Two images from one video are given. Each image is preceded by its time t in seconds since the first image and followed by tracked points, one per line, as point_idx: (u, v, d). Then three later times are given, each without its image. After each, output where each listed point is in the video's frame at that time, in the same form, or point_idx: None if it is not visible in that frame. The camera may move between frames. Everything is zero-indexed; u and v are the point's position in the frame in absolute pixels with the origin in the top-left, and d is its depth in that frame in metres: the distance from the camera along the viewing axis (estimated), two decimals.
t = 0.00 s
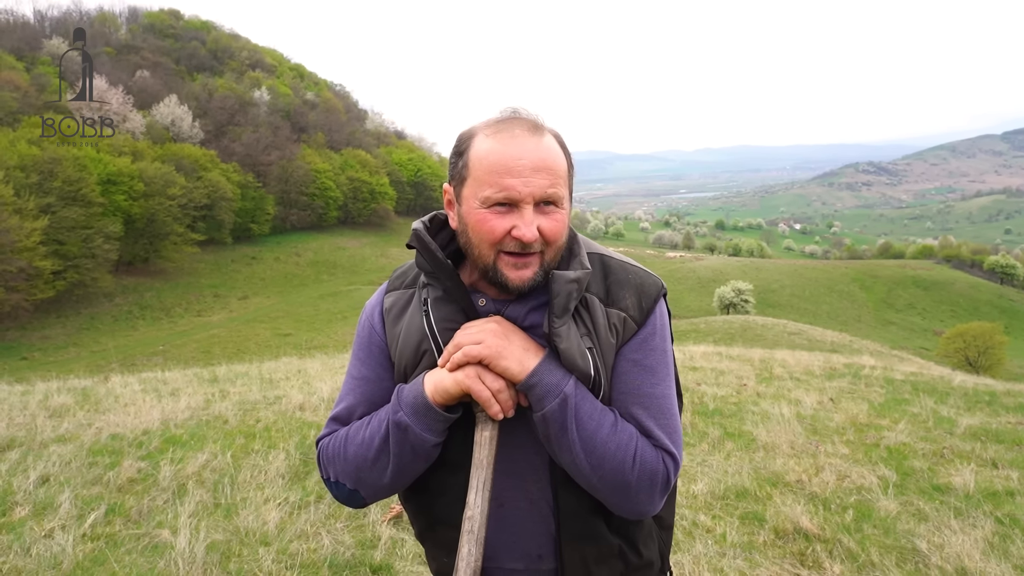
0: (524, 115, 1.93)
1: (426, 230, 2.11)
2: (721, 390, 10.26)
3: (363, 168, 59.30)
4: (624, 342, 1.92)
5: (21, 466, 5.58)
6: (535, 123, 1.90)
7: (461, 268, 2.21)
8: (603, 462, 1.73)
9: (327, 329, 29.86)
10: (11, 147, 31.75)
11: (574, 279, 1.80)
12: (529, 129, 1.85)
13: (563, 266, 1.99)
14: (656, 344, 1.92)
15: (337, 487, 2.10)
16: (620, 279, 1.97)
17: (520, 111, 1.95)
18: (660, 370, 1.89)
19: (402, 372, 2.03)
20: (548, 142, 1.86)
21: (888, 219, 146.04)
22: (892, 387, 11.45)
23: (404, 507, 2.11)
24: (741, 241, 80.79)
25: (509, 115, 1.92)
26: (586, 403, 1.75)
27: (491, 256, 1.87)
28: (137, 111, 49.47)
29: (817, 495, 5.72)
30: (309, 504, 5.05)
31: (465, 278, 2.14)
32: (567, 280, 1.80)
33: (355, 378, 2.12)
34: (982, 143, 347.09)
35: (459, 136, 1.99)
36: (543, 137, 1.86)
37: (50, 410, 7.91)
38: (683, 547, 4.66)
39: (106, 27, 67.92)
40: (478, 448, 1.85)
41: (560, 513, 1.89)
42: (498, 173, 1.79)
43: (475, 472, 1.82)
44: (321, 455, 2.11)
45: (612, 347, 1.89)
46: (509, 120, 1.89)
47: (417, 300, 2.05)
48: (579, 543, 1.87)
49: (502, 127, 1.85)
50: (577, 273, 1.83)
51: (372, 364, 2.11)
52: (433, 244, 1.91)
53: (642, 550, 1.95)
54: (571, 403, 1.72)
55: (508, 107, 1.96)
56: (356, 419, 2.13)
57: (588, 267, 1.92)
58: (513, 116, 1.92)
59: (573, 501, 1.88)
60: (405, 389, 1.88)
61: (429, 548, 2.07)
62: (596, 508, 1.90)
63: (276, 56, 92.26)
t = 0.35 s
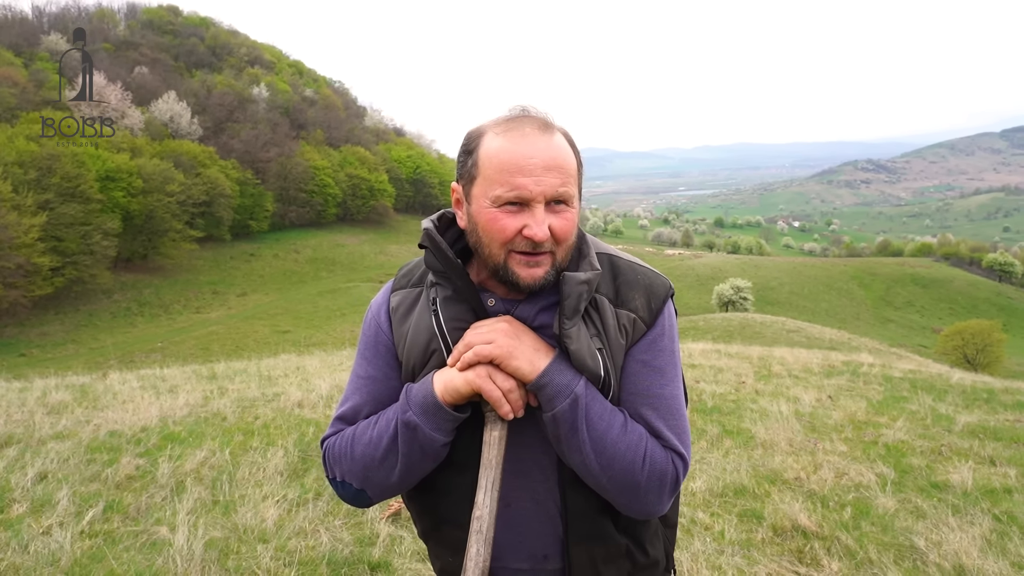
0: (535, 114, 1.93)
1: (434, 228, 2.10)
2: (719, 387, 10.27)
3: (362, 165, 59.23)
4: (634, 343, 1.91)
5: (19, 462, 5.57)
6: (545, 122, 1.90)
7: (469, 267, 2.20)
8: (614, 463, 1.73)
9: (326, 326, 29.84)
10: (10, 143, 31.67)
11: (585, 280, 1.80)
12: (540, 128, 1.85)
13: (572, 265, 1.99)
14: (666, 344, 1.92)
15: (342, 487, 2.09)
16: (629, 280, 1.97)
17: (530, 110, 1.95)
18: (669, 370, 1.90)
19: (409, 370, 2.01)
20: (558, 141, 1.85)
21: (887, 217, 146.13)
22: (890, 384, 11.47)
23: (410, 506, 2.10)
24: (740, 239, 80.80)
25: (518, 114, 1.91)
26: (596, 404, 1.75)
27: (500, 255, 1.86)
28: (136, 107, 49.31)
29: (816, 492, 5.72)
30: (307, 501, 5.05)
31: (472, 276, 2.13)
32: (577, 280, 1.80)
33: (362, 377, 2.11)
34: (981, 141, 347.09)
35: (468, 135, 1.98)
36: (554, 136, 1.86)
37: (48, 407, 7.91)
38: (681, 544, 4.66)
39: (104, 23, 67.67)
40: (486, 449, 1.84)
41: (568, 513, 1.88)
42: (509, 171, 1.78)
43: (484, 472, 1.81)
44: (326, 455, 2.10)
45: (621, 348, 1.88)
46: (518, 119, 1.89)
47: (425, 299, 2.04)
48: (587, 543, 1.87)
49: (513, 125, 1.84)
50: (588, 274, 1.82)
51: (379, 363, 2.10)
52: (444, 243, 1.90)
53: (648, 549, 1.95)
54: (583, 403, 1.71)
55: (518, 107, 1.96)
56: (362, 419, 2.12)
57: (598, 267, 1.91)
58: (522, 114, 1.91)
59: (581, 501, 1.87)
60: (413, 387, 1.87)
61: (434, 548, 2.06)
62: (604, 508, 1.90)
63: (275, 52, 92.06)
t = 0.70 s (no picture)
0: (544, 122, 1.90)
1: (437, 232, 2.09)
2: (716, 387, 10.30)
3: (359, 165, 59.19)
4: (636, 345, 1.93)
5: (14, 463, 5.56)
6: (553, 131, 1.88)
7: (472, 267, 2.19)
8: (619, 464, 1.76)
9: (323, 326, 29.81)
10: (6, 142, 31.55)
11: (591, 285, 1.81)
12: (549, 139, 1.83)
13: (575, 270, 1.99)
14: (668, 344, 1.94)
15: (347, 490, 2.10)
16: (632, 281, 1.96)
17: (539, 116, 1.92)
18: (671, 369, 1.92)
19: (414, 374, 2.02)
20: (567, 153, 1.84)
21: (883, 218, 146.61)
22: (887, 384, 11.52)
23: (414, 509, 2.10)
24: (737, 240, 81.05)
25: (527, 121, 1.89)
26: (601, 407, 1.77)
27: (508, 264, 1.86)
28: (132, 107, 49.21)
29: (812, 492, 5.74)
30: (305, 501, 5.05)
31: (475, 277, 2.13)
32: (584, 286, 1.79)
33: (364, 380, 2.11)
34: (977, 142, 348.57)
35: (476, 139, 1.95)
36: (563, 147, 1.84)
37: (44, 407, 7.88)
38: (677, 544, 4.67)
39: (101, 22, 67.53)
40: (492, 450, 1.85)
41: (575, 512, 1.89)
42: (519, 185, 1.78)
43: (490, 473, 1.81)
44: (331, 458, 2.10)
45: (625, 349, 1.90)
46: (527, 128, 1.87)
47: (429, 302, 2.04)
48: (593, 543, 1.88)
49: (523, 136, 1.82)
50: (593, 278, 1.83)
51: (382, 367, 2.09)
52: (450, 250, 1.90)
53: (653, 545, 1.97)
54: (589, 406, 1.74)
55: (526, 111, 1.93)
56: (365, 421, 2.12)
57: (602, 274, 1.92)
58: (531, 121, 1.89)
59: (587, 502, 1.89)
60: (418, 389, 1.88)
61: (440, 548, 2.07)
62: (609, 506, 1.91)
63: (272, 53, 91.88)
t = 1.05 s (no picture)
0: (563, 104, 1.96)
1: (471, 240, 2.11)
2: (714, 387, 10.32)
3: (358, 164, 59.15)
4: (644, 323, 1.96)
5: (12, 461, 5.56)
6: (572, 113, 1.93)
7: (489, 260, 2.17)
8: (640, 443, 1.78)
9: (321, 325, 29.78)
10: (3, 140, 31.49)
11: (600, 267, 1.88)
12: (570, 118, 1.88)
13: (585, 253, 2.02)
14: (675, 320, 1.98)
15: (355, 459, 2.12)
16: (636, 262, 2.00)
17: (560, 99, 1.97)
18: (680, 343, 1.96)
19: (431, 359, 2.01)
20: (585, 132, 1.89)
21: (882, 217, 146.83)
22: (884, 383, 11.54)
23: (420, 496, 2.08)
24: (736, 239, 81.20)
25: (550, 103, 1.95)
26: (615, 403, 1.77)
27: (525, 236, 1.88)
28: (130, 105, 49.10)
29: (809, 491, 5.75)
30: (303, 499, 5.05)
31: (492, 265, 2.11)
32: (591, 269, 1.87)
33: (380, 359, 2.07)
34: (975, 142, 349.00)
35: (498, 118, 1.99)
36: (581, 126, 1.89)
37: (41, 406, 7.88)
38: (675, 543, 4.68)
39: (99, 20, 67.36)
40: (503, 468, 1.83)
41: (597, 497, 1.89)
42: (541, 156, 1.81)
43: (502, 490, 1.81)
44: (343, 429, 2.10)
45: (634, 329, 1.93)
46: (549, 108, 1.91)
47: (450, 293, 2.03)
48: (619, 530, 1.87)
49: (547, 113, 1.86)
50: (601, 262, 1.89)
51: (398, 349, 2.06)
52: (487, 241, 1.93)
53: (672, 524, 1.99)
54: (605, 410, 1.74)
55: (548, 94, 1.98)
56: (378, 399, 2.10)
57: (608, 255, 1.96)
58: (554, 103, 1.94)
59: (610, 489, 1.89)
60: (435, 398, 1.88)
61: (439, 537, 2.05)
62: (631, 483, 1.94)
63: (271, 51, 91.77)
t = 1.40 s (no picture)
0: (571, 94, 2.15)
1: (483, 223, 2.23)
2: (713, 389, 10.29)
3: (357, 166, 59.16)
4: (637, 289, 1.98)
5: (10, 463, 5.55)
6: (579, 98, 2.11)
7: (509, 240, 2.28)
8: (629, 419, 1.70)
9: (320, 327, 29.76)
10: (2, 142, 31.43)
11: (581, 229, 1.95)
12: (576, 100, 2.07)
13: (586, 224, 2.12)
14: (667, 291, 2.00)
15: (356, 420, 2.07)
16: (633, 237, 2.10)
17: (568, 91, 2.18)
18: (670, 310, 1.95)
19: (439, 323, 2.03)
20: (588, 112, 2.07)
21: (880, 220, 147.02)
22: (883, 386, 11.54)
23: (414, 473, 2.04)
24: (735, 241, 81.31)
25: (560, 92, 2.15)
26: (585, 385, 1.67)
27: (530, 200, 2.02)
28: (129, 107, 49.12)
29: (808, 494, 5.75)
30: (301, 502, 5.04)
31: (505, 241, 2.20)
32: (574, 228, 1.94)
33: (397, 322, 2.10)
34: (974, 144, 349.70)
35: (514, 107, 2.20)
36: (584, 107, 2.08)
37: (39, 408, 7.87)
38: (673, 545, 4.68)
39: (98, 22, 67.37)
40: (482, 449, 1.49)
41: (579, 466, 1.88)
42: (546, 126, 1.98)
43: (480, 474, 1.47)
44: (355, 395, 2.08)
45: (625, 292, 1.95)
46: (558, 93, 2.11)
47: (462, 260, 2.12)
48: (600, 501, 1.84)
49: (554, 95, 2.07)
50: (586, 225, 1.97)
51: (414, 309, 2.11)
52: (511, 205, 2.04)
53: (654, 511, 1.93)
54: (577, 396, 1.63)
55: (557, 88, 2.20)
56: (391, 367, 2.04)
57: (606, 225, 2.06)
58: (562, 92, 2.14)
59: (594, 458, 1.87)
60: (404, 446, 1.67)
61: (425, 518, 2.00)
62: (616, 457, 1.92)
63: (270, 53, 91.77)
